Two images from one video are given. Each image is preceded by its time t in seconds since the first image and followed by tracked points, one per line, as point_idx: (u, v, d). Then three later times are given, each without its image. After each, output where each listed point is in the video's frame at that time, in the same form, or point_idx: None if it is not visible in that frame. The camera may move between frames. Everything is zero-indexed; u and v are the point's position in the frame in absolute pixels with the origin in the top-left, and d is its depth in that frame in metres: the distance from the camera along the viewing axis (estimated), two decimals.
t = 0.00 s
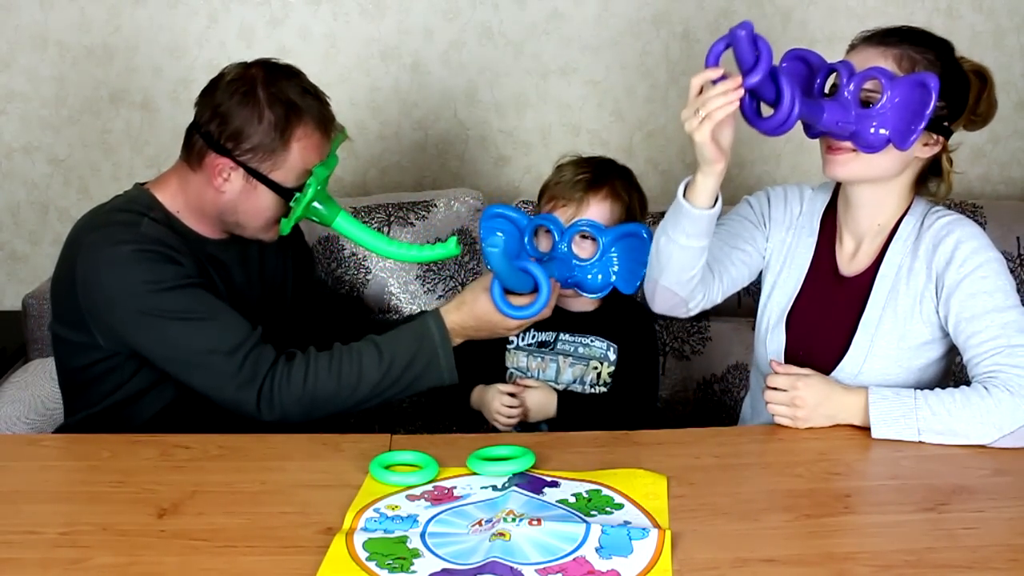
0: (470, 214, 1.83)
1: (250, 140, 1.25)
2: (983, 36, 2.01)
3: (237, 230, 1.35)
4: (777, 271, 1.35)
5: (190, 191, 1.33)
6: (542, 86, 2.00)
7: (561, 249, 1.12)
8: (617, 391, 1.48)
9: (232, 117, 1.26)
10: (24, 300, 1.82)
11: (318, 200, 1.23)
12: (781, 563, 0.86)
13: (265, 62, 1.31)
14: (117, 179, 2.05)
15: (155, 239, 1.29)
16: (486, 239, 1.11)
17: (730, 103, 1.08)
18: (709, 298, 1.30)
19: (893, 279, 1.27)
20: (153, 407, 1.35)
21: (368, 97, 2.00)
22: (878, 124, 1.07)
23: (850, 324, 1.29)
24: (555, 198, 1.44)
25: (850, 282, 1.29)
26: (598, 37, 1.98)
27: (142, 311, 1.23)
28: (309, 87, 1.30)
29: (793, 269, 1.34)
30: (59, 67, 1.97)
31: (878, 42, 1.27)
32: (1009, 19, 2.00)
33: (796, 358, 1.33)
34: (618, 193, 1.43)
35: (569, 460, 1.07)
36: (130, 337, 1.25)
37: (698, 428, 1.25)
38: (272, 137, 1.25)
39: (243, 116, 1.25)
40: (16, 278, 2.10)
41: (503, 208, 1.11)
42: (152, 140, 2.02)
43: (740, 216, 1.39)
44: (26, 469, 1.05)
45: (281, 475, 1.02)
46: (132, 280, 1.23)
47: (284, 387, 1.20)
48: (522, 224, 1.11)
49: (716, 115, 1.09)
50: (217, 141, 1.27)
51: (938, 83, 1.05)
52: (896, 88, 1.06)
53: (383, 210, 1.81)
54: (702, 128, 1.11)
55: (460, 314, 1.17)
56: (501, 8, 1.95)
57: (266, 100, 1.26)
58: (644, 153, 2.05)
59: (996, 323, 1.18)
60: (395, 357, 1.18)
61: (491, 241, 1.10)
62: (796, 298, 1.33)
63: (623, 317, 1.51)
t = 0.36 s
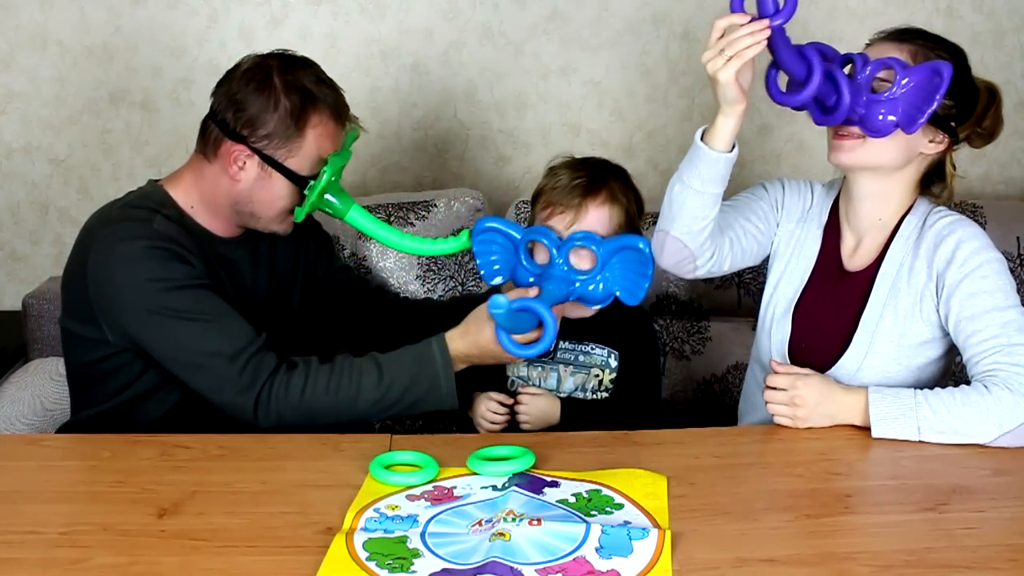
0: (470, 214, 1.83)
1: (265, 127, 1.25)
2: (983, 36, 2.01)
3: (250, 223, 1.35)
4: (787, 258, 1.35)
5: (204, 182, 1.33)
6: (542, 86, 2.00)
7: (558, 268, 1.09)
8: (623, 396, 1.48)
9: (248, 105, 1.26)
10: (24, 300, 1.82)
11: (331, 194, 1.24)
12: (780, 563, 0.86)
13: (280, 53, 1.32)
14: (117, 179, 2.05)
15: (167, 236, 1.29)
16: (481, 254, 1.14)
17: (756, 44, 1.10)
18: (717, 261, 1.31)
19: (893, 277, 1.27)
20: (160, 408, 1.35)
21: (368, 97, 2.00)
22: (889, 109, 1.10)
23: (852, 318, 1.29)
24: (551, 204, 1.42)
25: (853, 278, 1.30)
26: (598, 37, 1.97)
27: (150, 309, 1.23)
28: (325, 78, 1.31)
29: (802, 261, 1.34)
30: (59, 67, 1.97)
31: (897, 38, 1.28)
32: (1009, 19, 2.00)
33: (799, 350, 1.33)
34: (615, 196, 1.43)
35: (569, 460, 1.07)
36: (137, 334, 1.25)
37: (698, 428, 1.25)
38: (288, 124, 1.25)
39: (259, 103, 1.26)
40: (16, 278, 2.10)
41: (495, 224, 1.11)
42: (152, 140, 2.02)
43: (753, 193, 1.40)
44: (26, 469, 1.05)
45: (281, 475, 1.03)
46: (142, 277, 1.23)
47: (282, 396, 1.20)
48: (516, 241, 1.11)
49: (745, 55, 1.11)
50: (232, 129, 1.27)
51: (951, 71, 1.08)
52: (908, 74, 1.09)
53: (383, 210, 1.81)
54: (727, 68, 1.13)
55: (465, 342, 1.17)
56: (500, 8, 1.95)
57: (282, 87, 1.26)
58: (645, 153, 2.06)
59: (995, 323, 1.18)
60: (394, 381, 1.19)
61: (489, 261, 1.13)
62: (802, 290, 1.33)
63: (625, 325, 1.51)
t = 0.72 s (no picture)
0: (470, 214, 1.83)
1: (261, 123, 1.25)
2: (983, 36, 2.01)
3: (251, 224, 1.35)
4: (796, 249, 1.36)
5: (204, 179, 1.34)
6: (542, 86, 2.00)
7: (521, 276, 1.07)
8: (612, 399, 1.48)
9: (245, 102, 1.27)
10: (24, 300, 1.82)
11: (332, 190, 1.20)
12: (781, 563, 0.86)
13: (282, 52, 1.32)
14: (117, 179, 2.05)
15: (170, 243, 1.29)
16: (443, 272, 1.13)
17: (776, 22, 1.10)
18: (726, 245, 1.32)
19: (901, 273, 1.27)
20: (159, 415, 1.35)
21: (367, 97, 2.00)
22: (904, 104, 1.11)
23: (859, 314, 1.30)
24: (535, 214, 1.43)
25: (863, 273, 1.30)
26: (598, 37, 1.97)
27: (148, 318, 1.23)
28: (325, 76, 1.31)
29: (810, 255, 1.34)
30: (59, 67, 1.97)
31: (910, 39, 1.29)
32: (1009, 19, 2.00)
33: (805, 340, 1.33)
34: (601, 201, 1.43)
35: (569, 460, 1.07)
36: (133, 341, 1.25)
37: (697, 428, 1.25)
38: (283, 121, 1.25)
39: (257, 100, 1.26)
40: (16, 278, 2.10)
41: (452, 240, 1.11)
42: (152, 140, 2.02)
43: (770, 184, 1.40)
44: (25, 469, 1.05)
45: (280, 475, 1.03)
46: (141, 284, 1.24)
47: (262, 416, 1.21)
48: (476, 252, 1.11)
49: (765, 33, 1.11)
50: (230, 126, 1.28)
51: (966, 68, 1.09)
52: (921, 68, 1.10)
53: (383, 210, 1.81)
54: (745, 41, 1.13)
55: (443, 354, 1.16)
56: (500, 8, 1.95)
57: (280, 85, 1.26)
58: (645, 153, 2.06)
59: (1000, 322, 1.18)
60: (370, 402, 1.21)
61: (448, 273, 1.12)
62: (811, 283, 1.33)
63: (615, 328, 1.51)
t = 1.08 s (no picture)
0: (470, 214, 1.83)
1: (253, 123, 1.25)
2: (983, 36, 2.01)
3: (247, 224, 1.35)
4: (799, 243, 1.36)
5: (201, 180, 1.34)
6: (542, 86, 2.00)
7: (538, 262, 1.06)
8: (609, 399, 1.47)
9: (237, 103, 1.27)
10: (24, 300, 1.82)
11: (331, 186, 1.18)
12: (781, 563, 0.86)
13: (274, 51, 1.31)
14: (117, 179, 2.05)
15: (170, 240, 1.29)
16: (460, 261, 1.10)
17: None
18: (729, 230, 1.32)
19: (905, 271, 1.27)
20: (161, 410, 1.35)
21: (367, 97, 2.00)
22: (919, 98, 1.13)
23: (860, 314, 1.30)
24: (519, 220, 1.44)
25: (867, 269, 1.30)
26: (598, 37, 1.97)
27: (151, 315, 1.23)
28: (318, 75, 1.30)
29: (814, 249, 1.34)
30: (59, 67, 1.97)
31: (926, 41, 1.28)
32: (1009, 19, 2.00)
33: (807, 335, 1.33)
34: (581, 204, 1.42)
35: (569, 460, 1.07)
36: (137, 338, 1.25)
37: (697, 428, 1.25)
38: (276, 121, 1.25)
39: (248, 100, 1.26)
40: (16, 278, 2.10)
41: (470, 228, 1.08)
42: (152, 140, 2.02)
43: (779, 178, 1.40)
44: (25, 469, 1.05)
45: (280, 476, 1.02)
46: (143, 282, 1.23)
47: (272, 404, 1.20)
48: (492, 239, 1.09)
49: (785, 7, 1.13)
50: (223, 126, 1.28)
51: (981, 65, 1.11)
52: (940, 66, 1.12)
53: (383, 210, 1.81)
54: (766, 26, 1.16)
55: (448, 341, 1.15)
56: (500, 8, 1.95)
57: (272, 85, 1.26)
58: (645, 153, 2.05)
59: (1002, 321, 1.18)
60: (381, 389, 1.18)
61: (463, 261, 1.10)
62: (815, 277, 1.33)
63: (615, 331, 1.51)
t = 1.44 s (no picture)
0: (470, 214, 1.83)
1: (262, 130, 1.25)
2: (983, 36, 2.01)
3: (254, 226, 1.35)
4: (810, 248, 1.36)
5: (210, 184, 1.34)
6: (542, 86, 2.00)
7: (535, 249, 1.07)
8: (605, 397, 1.48)
9: (247, 108, 1.26)
10: (24, 301, 1.82)
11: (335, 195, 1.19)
12: (780, 563, 0.86)
13: (283, 55, 1.31)
14: (117, 179, 2.05)
15: (178, 241, 1.29)
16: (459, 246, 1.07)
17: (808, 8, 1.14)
18: (739, 237, 1.32)
19: (910, 269, 1.27)
20: (166, 408, 1.35)
21: (367, 97, 2.00)
22: (935, 94, 1.12)
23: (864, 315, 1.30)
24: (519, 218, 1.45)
25: (873, 266, 1.30)
26: (598, 37, 1.97)
27: (159, 315, 1.23)
28: (328, 81, 1.30)
29: (820, 245, 1.34)
30: (59, 67, 1.97)
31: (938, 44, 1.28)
32: (1010, 20, 2.00)
33: (812, 331, 1.33)
34: (581, 199, 1.43)
35: (569, 460, 1.07)
36: (146, 339, 1.25)
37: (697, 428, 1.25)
38: (285, 128, 1.24)
39: (257, 106, 1.25)
40: (16, 278, 2.10)
41: (473, 214, 1.07)
42: (152, 140, 2.02)
43: (784, 180, 1.40)
44: (26, 469, 1.05)
45: (280, 475, 1.03)
46: (151, 282, 1.23)
47: (283, 401, 1.20)
48: (494, 225, 1.08)
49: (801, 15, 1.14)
50: (232, 131, 1.28)
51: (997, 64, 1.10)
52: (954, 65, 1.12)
53: (383, 210, 1.81)
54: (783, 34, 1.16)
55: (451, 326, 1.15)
56: (501, 8, 1.95)
57: (282, 91, 1.25)
58: (645, 153, 2.05)
59: (1004, 320, 1.18)
60: (389, 378, 1.18)
61: (463, 247, 1.07)
62: (821, 273, 1.33)
63: (614, 328, 1.51)
